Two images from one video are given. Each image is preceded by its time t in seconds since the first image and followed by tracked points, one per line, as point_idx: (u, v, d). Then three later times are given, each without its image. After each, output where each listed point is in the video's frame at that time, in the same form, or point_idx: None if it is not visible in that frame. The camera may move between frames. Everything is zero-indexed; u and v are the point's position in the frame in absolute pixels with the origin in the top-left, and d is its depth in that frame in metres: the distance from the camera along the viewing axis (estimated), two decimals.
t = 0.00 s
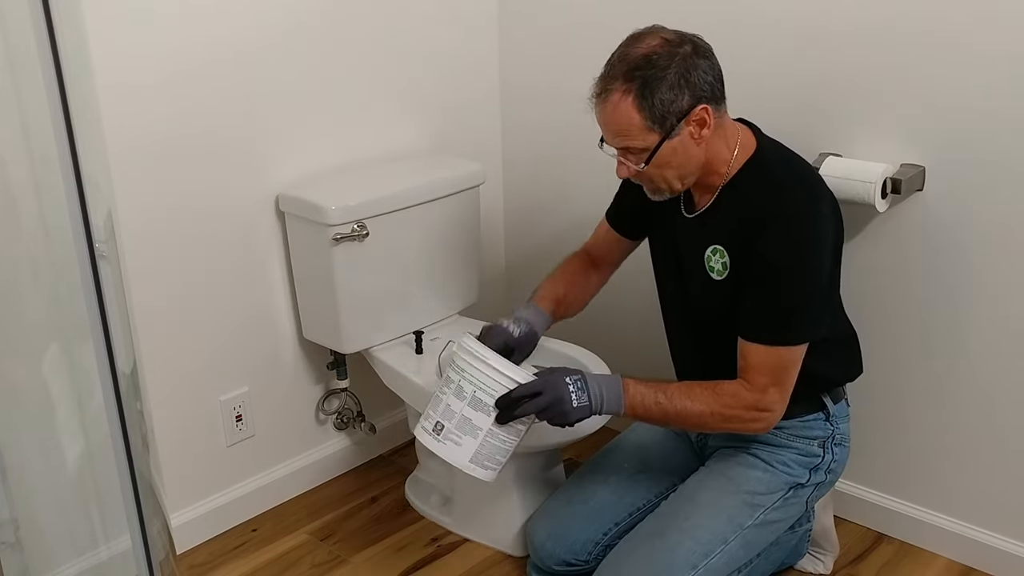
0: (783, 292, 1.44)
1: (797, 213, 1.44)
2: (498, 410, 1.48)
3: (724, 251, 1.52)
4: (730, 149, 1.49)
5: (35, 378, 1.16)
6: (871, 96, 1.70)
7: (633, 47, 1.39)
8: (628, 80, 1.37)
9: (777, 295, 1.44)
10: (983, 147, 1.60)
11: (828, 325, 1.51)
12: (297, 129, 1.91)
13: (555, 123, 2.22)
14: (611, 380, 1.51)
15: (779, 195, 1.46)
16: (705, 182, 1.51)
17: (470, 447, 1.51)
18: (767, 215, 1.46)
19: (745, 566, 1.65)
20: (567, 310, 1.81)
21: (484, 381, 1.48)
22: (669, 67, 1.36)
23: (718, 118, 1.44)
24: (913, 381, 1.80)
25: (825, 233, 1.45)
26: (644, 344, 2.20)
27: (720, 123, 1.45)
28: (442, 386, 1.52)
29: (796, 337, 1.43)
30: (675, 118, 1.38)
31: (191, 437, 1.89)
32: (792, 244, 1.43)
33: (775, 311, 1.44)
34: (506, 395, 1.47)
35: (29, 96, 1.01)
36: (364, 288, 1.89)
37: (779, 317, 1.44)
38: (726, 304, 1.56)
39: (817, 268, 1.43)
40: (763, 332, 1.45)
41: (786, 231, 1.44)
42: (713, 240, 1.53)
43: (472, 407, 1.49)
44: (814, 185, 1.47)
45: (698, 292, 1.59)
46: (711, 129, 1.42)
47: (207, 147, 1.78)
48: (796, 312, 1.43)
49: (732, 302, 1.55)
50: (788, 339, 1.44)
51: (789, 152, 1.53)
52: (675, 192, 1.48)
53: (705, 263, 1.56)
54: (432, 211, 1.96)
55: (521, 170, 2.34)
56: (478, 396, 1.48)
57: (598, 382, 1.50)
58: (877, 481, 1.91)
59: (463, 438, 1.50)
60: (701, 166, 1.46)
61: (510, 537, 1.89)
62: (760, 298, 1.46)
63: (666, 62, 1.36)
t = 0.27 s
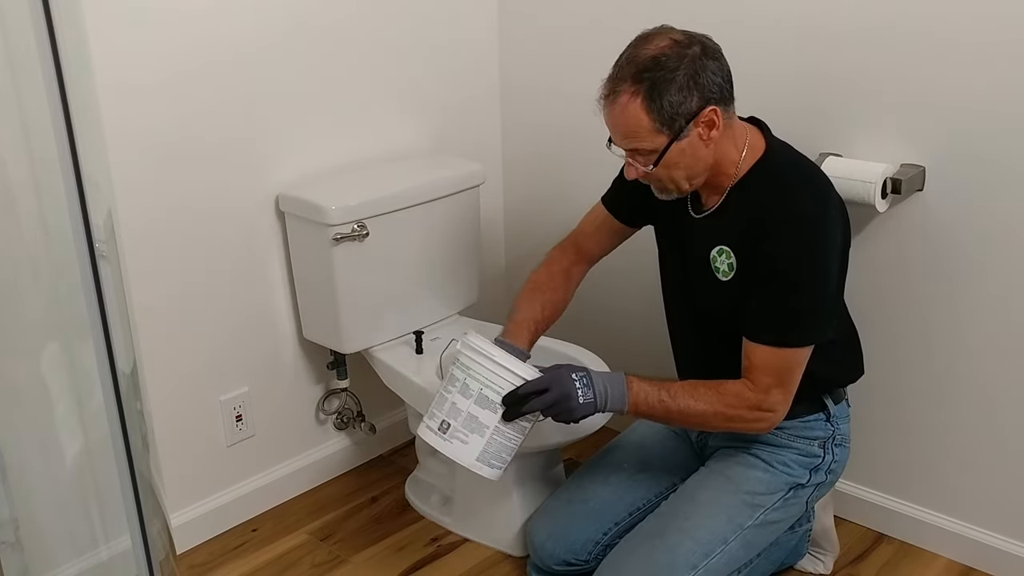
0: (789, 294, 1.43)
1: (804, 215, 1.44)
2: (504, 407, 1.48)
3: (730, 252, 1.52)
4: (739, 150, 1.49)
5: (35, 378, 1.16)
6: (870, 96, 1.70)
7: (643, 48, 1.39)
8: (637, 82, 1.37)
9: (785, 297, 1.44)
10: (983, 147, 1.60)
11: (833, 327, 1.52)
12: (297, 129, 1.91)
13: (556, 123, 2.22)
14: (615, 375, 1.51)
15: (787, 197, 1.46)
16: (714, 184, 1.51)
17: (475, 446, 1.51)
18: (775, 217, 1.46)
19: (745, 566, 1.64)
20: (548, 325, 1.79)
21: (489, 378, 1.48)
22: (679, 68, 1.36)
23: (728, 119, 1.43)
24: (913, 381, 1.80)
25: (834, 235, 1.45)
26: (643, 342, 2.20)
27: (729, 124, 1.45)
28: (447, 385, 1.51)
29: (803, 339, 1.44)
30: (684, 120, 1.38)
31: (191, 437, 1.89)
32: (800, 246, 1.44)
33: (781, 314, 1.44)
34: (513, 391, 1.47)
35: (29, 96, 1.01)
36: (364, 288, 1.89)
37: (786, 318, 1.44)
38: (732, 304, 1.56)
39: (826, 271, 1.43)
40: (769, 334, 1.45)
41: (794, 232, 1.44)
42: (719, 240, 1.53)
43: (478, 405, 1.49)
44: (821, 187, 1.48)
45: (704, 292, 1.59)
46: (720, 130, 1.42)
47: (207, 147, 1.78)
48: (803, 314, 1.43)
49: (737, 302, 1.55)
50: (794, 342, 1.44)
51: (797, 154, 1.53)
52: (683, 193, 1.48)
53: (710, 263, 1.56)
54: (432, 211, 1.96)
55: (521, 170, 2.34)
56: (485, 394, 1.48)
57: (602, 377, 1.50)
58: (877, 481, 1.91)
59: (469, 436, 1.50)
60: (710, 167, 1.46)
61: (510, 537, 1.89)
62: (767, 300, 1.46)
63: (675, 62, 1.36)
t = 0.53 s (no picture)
0: (793, 293, 1.43)
1: (807, 215, 1.44)
2: (506, 407, 1.48)
3: (733, 251, 1.52)
4: (743, 150, 1.49)
5: (34, 379, 1.15)
6: (870, 96, 1.70)
7: (647, 47, 1.39)
8: (641, 81, 1.37)
9: (787, 298, 1.44)
10: (983, 147, 1.60)
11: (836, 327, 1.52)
12: (297, 129, 1.91)
13: (556, 122, 2.22)
14: (617, 375, 1.51)
15: (790, 197, 1.46)
16: (717, 183, 1.51)
17: (478, 445, 1.50)
18: (779, 216, 1.46)
19: (745, 566, 1.64)
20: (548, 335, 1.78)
21: (491, 377, 1.48)
22: (683, 67, 1.36)
23: (731, 119, 1.44)
24: (914, 381, 1.80)
25: (837, 235, 1.45)
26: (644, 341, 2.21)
27: (732, 124, 1.45)
28: (449, 386, 1.51)
29: (804, 340, 1.44)
30: (688, 120, 1.38)
31: (191, 437, 1.89)
32: (803, 246, 1.44)
33: (783, 314, 1.44)
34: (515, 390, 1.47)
35: (29, 96, 1.00)
36: (364, 289, 1.89)
37: (788, 319, 1.44)
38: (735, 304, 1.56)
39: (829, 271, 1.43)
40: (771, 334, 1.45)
41: (797, 232, 1.44)
42: (722, 240, 1.53)
43: (481, 405, 1.49)
44: (824, 187, 1.48)
45: (707, 292, 1.59)
46: (724, 130, 1.42)
47: (207, 147, 1.78)
48: (805, 315, 1.43)
49: (740, 302, 1.55)
50: (796, 342, 1.44)
51: (800, 153, 1.53)
52: (686, 192, 1.49)
53: (713, 263, 1.56)
54: (432, 211, 1.96)
55: (521, 170, 2.34)
56: (488, 394, 1.48)
57: (604, 377, 1.50)
58: (877, 481, 1.91)
59: (473, 435, 1.49)
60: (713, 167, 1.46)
61: (510, 537, 1.89)
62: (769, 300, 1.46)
63: (679, 62, 1.36)
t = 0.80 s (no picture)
0: (796, 292, 1.43)
1: (810, 215, 1.44)
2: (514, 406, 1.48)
3: (736, 250, 1.52)
4: (743, 149, 1.49)
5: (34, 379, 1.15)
6: (870, 96, 1.70)
7: (647, 44, 1.39)
8: (640, 78, 1.37)
9: (789, 297, 1.44)
10: (983, 147, 1.60)
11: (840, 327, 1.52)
12: (297, 129, 1.91)
13: (556, 122, 2.22)
14: (625, 376, 1.51)
15: (793, 197, 1.46)
16: (718, 182, 1.51)
17: (484, 444, 1.50)
18: (782, 216, 1.46)
19: (745, 566, 1.64)
20: (553, 335, 1.77)
21: (501, 376, 1.48)
22: (681, 64, 1.36)
23: (731, 116, 1.44)
24: (914, 381, 1.80)
25: (840, 235, 1.45)
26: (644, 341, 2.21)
27: (732, 122, 1.45)
28: (459, 384, 1.51)
29: (806, 340, 1.43)
30: (687, 117, 1.38)
31: (191, 437, 1.89)
32: (806, 246, 1.43)
33: (785, 313, 1.44)
34: (525, 391, 1.47)
35: (29, 96, 1.00)
36: (364, 289, 1.89)
37: (790, 319, 1.44)
38: (737, 304, 1.56)
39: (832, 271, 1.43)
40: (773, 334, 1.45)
41: (799, 232, 1.44)
42: (725, 240, 1.53)
43: (490, 404, 1.49)
44: (828, 188, 1.48)
45: (709, 291, 1.59)
46: (724, 128, 1.42)
47: (206, 147, 1.78)
48: (807, 315, 1.43)
49: (742, 302, 1.55)
50: (798, 342, 1.44)
51: (804, 154, 1.53)
52: (687, 191, 1.48)
53: (716, 262, 1.56)
54: (432, 211, 1.96)
55: (521, 170, 2.34)
56: (496, 393, 1.48)
57: (612, 378, 1.50)
58: (878, 481, 1.91)
59: (479, 434, 1.49)
60: (713, 165, 1.46)
61: (510, 537, 1.89)
62: (771, 299, 1.46)
63: (678, 59, 1.36)
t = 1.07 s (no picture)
0: (797, 291, 1.43)
1: (811, 215, 1.44)
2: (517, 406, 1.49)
3: (736, 249, 1.52)
4: (743, 147, 1.49)
5: (34, 379, 1.15)
6: (870, 96, 1.70)
7: (645, 43, 1.39)
8: (637, 76, 1.37)
9: (790, 297, 1.44)
10: (983, 147, 1.60)
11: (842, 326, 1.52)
12: (297, 129, 1.91)
13: (556, 122, 2.22)
14: (626, 376, 1.51)
15: (794, 196, 1.46)
16: (717, 180, 1.51)
17: (490, 446, 1.50)
18: (783, 215, 1.46)
19: (745, 567, 1.64)
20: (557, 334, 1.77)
21: (501, 376, 1.48)
22: (678, 62, 1.36)
23: (729, 114, 1.43)
24: (914, 381, 1.80)
25: (841, 235, 1.45)
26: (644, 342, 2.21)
27: (731, 120, 1.45)
28: (460, 386, 1.52)
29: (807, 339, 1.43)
30: (685, 115, 1.38)
31: (191, 437, 1.89)
32: (806, 245, 1.43)
33: (785, 312, 1.44)
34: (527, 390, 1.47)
35: (29, 96, 1.00)
36: (364, 289, 1.89)
37: (790, 318, 1.43)
38: (737, 303, 1.55)
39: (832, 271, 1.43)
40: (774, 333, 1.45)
41: (800, 231, 1.44)
42: (725, 239, 1.53)
43: (491, 405, 1.49)
44: (828, 188, 1.48)
45: (709, 291, 1.59)
46: (722, 125, 1.41)
47: (206, 147, 1.78)
48: (807, 314, 1.43)
49: (742, 302, 1.55)
50: (799, 341, 1.43)
51: (804, 153, 1.53)
52: (686, 189, 1.48)
53: (716, 262, 1.56)
54: (432, 211, 1.96)
55: (521, 170, 2.34)
56: (498, 393, 1.49)
57: (613, 377, 1.50)
58: (878, 481, 1.91)
59: (484, 435, 1.50)
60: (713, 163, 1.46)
61: (510, 537, 1.89)
62: (772, 299, 1.46)
63: (675, 57, 1.36)
